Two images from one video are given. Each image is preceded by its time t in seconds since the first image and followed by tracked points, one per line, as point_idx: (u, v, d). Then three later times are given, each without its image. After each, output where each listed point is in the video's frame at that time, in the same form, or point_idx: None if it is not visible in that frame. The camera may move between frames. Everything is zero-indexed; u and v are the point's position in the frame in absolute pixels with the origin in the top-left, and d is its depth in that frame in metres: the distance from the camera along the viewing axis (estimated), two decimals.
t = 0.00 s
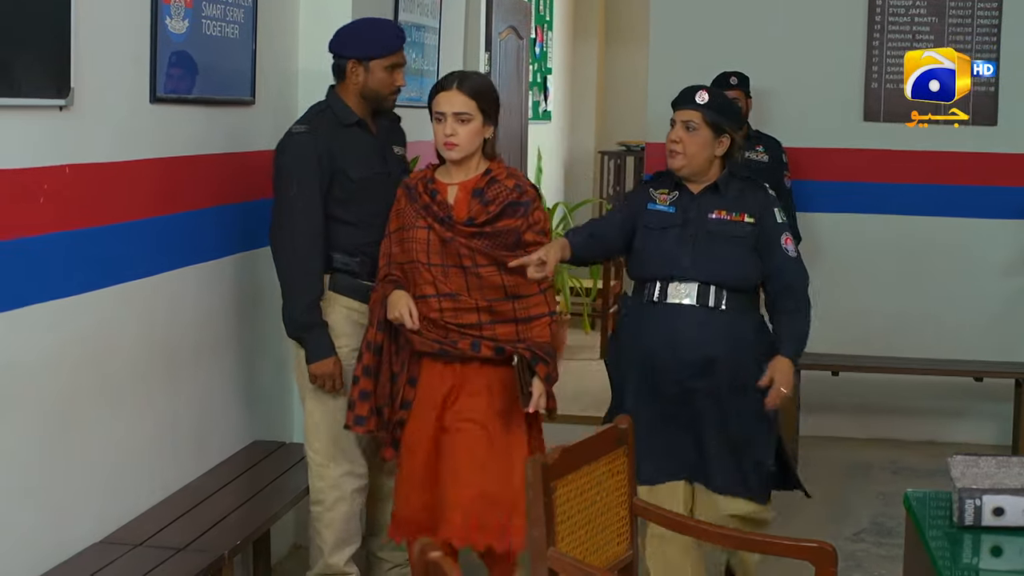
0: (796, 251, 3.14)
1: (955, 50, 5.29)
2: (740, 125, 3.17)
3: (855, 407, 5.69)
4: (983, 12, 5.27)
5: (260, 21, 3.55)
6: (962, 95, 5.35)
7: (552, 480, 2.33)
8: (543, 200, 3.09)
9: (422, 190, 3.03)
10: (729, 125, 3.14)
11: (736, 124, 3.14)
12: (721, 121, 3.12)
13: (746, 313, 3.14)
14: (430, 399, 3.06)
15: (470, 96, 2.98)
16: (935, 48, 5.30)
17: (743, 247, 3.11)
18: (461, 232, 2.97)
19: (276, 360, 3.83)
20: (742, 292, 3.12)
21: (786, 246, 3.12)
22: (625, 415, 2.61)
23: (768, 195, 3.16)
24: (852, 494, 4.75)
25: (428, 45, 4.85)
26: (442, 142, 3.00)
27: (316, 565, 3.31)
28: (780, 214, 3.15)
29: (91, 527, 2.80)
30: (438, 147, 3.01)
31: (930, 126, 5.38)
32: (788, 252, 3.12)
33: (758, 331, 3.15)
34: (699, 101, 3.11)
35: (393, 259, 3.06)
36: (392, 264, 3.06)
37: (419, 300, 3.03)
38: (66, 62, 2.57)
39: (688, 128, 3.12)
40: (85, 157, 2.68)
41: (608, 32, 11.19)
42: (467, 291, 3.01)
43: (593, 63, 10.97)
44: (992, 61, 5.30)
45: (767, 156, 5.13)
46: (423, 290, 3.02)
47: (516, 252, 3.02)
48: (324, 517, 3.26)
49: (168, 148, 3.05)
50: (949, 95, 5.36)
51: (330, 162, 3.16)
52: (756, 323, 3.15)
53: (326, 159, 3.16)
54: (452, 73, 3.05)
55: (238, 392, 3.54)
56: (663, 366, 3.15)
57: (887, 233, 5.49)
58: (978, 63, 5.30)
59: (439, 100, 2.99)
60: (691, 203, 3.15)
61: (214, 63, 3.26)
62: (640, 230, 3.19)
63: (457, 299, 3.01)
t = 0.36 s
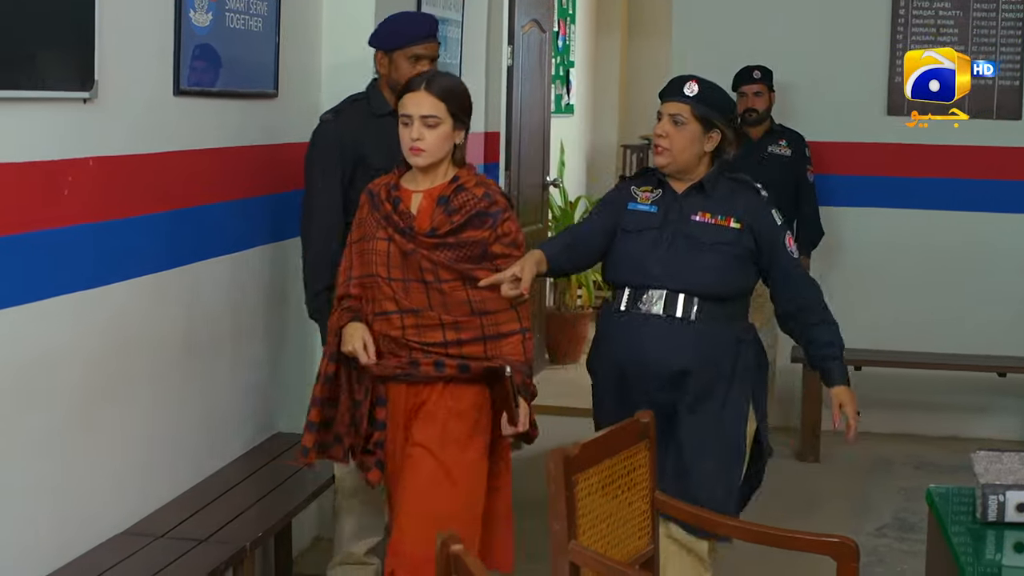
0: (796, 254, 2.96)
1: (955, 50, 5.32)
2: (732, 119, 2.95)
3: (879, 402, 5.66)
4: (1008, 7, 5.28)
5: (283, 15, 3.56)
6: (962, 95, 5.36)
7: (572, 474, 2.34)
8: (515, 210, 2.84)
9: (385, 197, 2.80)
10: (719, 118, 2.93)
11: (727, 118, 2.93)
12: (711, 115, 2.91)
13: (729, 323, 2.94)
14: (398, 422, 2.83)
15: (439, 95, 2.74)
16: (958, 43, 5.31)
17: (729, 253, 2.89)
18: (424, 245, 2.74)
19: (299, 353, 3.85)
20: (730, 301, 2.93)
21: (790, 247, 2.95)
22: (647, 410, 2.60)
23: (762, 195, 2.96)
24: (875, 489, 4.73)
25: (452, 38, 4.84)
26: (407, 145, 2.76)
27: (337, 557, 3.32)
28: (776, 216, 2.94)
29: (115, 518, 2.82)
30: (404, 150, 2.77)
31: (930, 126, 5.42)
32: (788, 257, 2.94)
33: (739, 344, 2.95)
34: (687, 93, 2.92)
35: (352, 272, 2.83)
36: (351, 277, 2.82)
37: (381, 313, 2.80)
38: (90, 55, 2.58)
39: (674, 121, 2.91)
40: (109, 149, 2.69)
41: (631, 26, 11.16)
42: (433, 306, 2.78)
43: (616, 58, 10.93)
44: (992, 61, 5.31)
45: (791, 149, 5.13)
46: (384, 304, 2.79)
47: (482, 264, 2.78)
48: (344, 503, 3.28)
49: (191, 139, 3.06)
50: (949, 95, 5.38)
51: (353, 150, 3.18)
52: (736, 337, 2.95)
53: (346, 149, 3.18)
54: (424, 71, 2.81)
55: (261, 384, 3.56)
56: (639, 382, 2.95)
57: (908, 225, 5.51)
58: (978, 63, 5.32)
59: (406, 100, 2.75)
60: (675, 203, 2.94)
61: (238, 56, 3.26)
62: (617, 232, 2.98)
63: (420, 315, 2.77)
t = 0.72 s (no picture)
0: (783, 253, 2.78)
1: (956, 50, 5.32)
2: (721, 105, 2.82)
3: (905, 399, 5.62)
4: None
5: (310, 10, 3.56)
6: (962, 95, 5.36)
7: (597, 469, 2.34)
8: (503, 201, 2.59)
9: (362, 179, 2.52)
10: (708, 104, 2.80)
11: (715, 104, 2.80)
12: (700, 99, 2.79)
13: (700, 329, 2.79)
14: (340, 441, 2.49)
15: (427, 71, 2.51)
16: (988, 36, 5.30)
17: (706, 251, 2.74)
18: (403, 233, 2.45)
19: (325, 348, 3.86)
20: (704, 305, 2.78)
21: (773, 249, 2.76)
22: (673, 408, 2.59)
23: (750, 189, 2.79)
24: (900, 487, 4.70)
25: (479, 34, 4.83)
26: (389, 124, 2.50)
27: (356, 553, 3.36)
28: (763, 212, 2.77)
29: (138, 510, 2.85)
30: (385, 128, 2.51)
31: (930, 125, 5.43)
32: (773, 258, 2.76)
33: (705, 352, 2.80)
34: (676, 76, 2.79)
35: (318, 260, 2.53)
36: (319, 266, 2.52)
37: (345, 310, 2.49)
38: (118, 50, 2.60)
39: (660, 105, 2.78)
40: (135, 144, 2.71)
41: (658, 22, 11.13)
42: (406, 302, 2.48)
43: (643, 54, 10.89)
44: (991, 61, 5.32)
45: (819, 147, 5.16)
46: (350, 298, 2.49)
47: (468, 259, 2.53)
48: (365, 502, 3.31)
49: (217, 134, 3.07)
50: (948, 96, 5.38)
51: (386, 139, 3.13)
52: (706, 343, 2.80)
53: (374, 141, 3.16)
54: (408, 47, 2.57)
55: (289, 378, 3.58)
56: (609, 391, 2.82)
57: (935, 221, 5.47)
58: (978, 63, 5.33)
59: (391, 77, 2.51)
60: (657, 194, 2.81)
61: (265, 51, 3.27)
62: (596, 225, 2.85)
63: (392, 310, 2.48)
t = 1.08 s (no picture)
0: (760, 247, 2.58)
1: (955, 51, 5.24)
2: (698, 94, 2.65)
3: (940, 387, 5.59)
4: None
5: None
6: (962, 95, 5.27)
7: (640, 456, 2.34)
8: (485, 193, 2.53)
9: (353, 177, 2.34)
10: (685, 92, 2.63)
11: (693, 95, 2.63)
12: (678, 86, 2.62)
13: (673, 323, 2.59)
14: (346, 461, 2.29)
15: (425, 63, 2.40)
16: None
17: (678, 243, 2.56)
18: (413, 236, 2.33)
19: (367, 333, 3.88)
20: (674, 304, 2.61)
21: (748, 242, 2.57)
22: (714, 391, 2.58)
23: (724, 177, 2.61)
24: (942, 474, 4.68)
25: (519, 20, 4.82)
26: (384, 113, 2.35)
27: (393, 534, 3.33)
28: (738, 202, 2.59)
29: (178, 493, 2.88)
30: (378, 117, 2.36)
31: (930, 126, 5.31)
32: (746, 250, 2.57)
33: (678, 348, 2.60)
34: (651, 61, 2.61)
35: (299, 267, 2.31)
36: (301, 273, 2.31)
37: (344, 318, 2.31)
38: (160, 36, 2.61)
39: (635, 92, 2.61)
40: (178, 129, 2.72)
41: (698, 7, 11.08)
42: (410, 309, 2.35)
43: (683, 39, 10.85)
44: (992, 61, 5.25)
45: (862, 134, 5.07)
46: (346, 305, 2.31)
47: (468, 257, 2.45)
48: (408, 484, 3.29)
49: (260, 120, 3.08)
50: (949, 96, 5.29)
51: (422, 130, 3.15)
52: (680, 338, 2.59)
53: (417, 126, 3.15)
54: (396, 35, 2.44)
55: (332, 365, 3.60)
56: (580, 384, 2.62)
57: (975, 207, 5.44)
58: (978, 63, 5.25)
59: (390, 63, 2.37)
60: (629, 184, 2.64)
61: (308, 38, 3.28)
62: (566, 220, 2.69)
63: (399, 319, 2.34)
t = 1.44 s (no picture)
0: (756, 233, 2.57)
1: (955, 50, 5.36)
2: (692, 82, 2.66)
3: (979, 379, 5.57)
4: None
5: None
6: (962, 95, 5.38)
7: (679, 446, 2.33)
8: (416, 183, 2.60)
9: (337, 182, 2.31)
10: (680, 80, 2.63)
11: (687, 82, 2.64)
12: (673, 75, 2.61)
13: (670, 311, 2.60)
14: (341, 471, 2.31)
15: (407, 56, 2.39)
16: None
17: (671, 230, 2.57)
18: (402, 241, 2.38)
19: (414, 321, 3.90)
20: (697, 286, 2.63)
21: (742, 228, 2.56)
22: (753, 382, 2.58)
23: (719, 163, 2.61)
24: (984, 467, 4.67)
25: (560, 11, 4.80)
26: (376, 107, 2.32)
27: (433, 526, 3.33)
28: (732, 186, 2.58)
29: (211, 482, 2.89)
30: (368, 110, 2.32)
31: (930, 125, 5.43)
32: (740, 236, 2.56)
33: (677, 337, 2.60)
34: (647, 49, 2.61)
35: (283, 277, 2.25)
36: (287, 283, 2.25)
37: (331, 326, 2.30)
38: (201, 27, 2.62)
39: (630, 81, 2.61)
40: (218, 118, 2.73)
41: None
42: (387, 310, 2.40)
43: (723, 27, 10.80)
44: (992, 61, 5.36)
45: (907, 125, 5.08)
46: (332, 313, 2.30)
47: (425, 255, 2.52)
48: (447, 475, 3.28)
49: (301, 111, 3.09)
50: (949, 96, 5.39)
51: (465, 119, 3.14)
52: (680, 327, 2.60)
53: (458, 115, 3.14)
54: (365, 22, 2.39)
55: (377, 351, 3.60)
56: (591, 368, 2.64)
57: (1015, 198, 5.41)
58: (978, 63, 5.36)
59: (381, 55, 2.33)
60: (622, 173, 2.66)
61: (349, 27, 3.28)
62: (564, 214, 2.72)
63: (378, 321, 2.38)
